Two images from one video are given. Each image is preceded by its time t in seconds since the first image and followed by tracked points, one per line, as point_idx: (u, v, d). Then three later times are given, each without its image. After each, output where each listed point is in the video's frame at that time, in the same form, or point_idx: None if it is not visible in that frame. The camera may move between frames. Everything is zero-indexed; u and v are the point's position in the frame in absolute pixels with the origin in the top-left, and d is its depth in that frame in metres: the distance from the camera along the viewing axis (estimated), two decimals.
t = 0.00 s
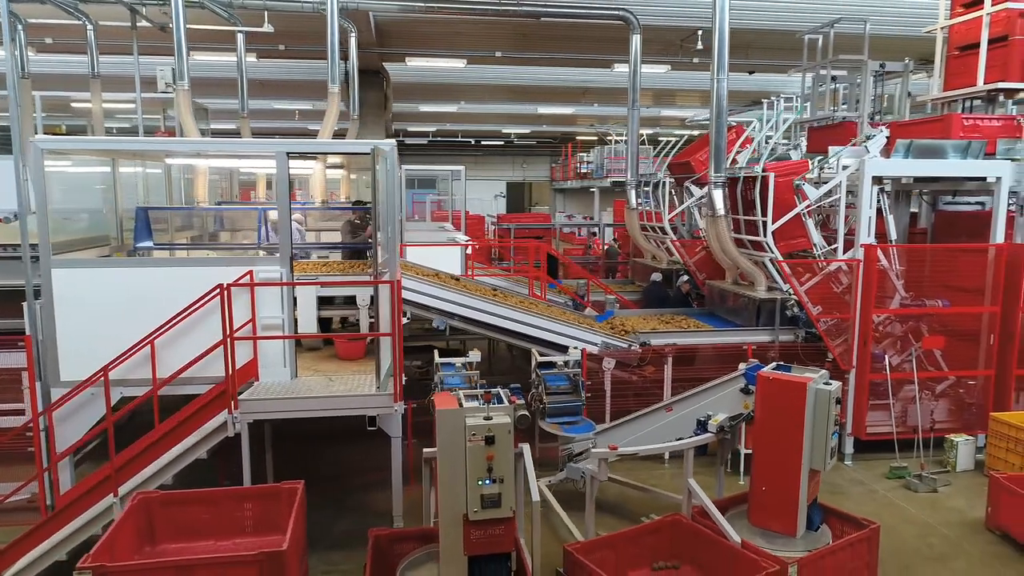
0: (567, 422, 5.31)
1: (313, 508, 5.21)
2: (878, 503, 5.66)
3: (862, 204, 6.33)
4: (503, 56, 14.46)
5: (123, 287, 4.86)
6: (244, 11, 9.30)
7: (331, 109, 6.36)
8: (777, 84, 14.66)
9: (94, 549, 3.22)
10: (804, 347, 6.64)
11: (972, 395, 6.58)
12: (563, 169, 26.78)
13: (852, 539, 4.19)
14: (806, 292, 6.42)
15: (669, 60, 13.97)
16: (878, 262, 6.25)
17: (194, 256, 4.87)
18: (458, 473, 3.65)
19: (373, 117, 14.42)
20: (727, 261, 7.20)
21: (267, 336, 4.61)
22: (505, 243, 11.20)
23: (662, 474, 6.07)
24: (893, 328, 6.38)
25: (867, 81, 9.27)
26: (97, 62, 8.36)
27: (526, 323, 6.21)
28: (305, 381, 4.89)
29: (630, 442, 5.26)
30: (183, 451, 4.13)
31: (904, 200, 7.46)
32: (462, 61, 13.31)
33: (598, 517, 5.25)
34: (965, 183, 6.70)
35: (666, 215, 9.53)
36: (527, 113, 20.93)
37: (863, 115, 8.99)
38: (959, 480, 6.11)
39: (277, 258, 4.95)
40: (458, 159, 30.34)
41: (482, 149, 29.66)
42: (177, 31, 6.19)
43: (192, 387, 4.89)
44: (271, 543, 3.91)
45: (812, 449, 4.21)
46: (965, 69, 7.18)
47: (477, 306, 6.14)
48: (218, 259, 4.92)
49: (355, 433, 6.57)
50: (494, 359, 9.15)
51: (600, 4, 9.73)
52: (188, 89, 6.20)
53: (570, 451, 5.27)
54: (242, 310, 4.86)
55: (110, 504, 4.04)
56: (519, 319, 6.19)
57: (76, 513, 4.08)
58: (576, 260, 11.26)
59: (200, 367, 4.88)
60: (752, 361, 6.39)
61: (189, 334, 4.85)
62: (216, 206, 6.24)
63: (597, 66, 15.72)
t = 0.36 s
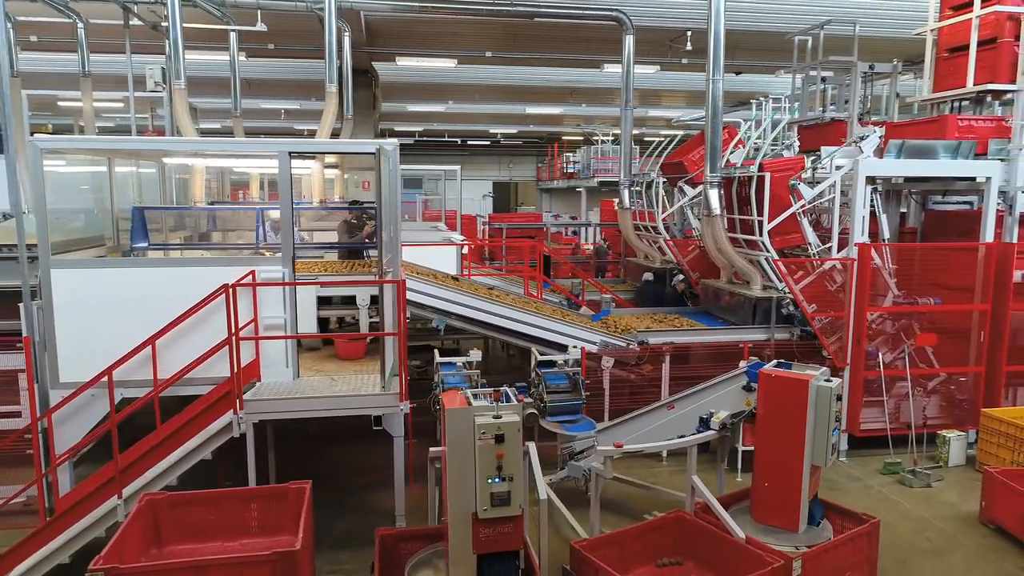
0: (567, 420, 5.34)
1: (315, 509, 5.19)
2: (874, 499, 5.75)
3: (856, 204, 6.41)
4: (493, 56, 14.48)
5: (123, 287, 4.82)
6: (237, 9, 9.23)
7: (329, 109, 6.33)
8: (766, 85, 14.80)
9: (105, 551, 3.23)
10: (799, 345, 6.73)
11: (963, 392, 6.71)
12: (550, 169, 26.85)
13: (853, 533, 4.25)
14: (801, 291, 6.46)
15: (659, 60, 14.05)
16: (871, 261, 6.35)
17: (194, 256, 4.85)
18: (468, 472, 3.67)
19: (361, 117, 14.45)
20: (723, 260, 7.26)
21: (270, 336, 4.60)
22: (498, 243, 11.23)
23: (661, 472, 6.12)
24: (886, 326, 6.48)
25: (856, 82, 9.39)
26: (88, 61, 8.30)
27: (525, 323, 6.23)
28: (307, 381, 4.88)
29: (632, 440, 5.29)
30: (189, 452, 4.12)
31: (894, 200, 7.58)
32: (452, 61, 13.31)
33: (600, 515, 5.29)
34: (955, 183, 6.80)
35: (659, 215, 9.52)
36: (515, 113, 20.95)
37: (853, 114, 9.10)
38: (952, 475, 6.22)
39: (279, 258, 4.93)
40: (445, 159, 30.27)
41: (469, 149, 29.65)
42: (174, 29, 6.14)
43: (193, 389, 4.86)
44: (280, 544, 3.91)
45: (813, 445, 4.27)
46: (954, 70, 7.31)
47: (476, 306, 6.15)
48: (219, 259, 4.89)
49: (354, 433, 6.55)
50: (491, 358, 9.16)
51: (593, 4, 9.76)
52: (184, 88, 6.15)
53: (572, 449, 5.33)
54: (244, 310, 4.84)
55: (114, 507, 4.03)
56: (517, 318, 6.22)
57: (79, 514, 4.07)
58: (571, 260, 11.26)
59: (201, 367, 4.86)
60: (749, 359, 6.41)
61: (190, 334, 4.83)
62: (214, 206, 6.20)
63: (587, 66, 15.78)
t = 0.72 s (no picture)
0: (569, 419, 5.35)
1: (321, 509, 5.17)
2: (875, 495, 5.81)
3: (855, 202, 6.47)
4: (487, 56, 14.50)
5: (126, 286, 4.79)
6: (234, 8, 9.18)
7: (331, 108, 6.33)
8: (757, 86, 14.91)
9: (121, 552, 3.23)
10: (799, 343, 6.80)
11: (959, 388, 6.81)
12: (540, 168, 26.90)
13: (859, 529, 4.32)
14: (801, 289, 6.53)
15: (652, 61, 14.12)
16: (870, 260, 6.41)
17: (196, 256, 4.81)
18: (481, 470, 3.68)
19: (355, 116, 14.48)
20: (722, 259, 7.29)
21: (277, 336, 4.58)
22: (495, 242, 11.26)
23: (664, 470, 6.15)
24: (885, 325, 6.55)
25: (850, 83, 9.48)
26: (83, 59, 8.24)
27: (528, 322, 6.24)
28: (314, 381, 4.87)
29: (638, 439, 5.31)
30: (198, 452, 4.13)
31: (890, 199, 7.66)
32: (446, 61, 13.32)
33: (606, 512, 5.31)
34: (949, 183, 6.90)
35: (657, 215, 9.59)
36: (506, 113, 20.96)
37: (847, 115, 9.18)
38: (950, 471, 6.31)
39: (285, 258, 4.91)
40: (434, 158, 30.24)
41: (458, 149, 29.64)
42: (174, 27, 6.09)
43: (199, 389, 4.83)
44: (292, 544, 3.90)
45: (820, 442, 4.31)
46: (949, 71, 7.42)
47: (480, 305, 6.16)
48: (223, 259, 4.86)
49: (356, 433, 6.54)
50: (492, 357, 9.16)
51: (590, 5, 9.78)
52: (185, 86, 6.11)
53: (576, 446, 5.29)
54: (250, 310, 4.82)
55: (123, 507, 4.03)
56: (520, 318, 6.23)
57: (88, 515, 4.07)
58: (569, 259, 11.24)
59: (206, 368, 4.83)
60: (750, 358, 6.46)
61: (195, 335, 4.80)
62: (216, 205, 6.15)
63: (580, 66, 15.83)
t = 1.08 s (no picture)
0: (579, 418, 5.36)
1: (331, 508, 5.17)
2: (882, 492, 5.86)
3: (861, 202, 6.50)
4: (486, 55, 14.51)
5: (137, 287, 4.78)
6: (236, 7, 9.14)
7: (338, 107, 6.34)
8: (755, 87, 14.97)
9: (142, 552, 3.22)
10: (804, 341, 6.82)
11: (962, 386, 6.86)
12: (535, 168, 26.94)
13: (872, 525, 4.36)
14: (807, 288, 6.53)
15: (650, 61, 14.17)
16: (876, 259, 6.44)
17: (203, 255, 4.80)
18: (500, 469, 3.68)
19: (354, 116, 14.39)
20: (728, 259, 7.31)
21: (290, 335, 4.58)
22: (496, 241, 11.25)
23: (671, 468, 6.18)
24: (889, 323, 6.60)
25: (850, 83, 9.53)
26: (86, 59, 8.21)
27: (535, 321, 6.25)
28: (326, 381, 4.86)
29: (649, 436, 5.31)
30: (214, 452, 4.13)
31: (893, 199, 7.71)
32: (446, 61, 13.33)
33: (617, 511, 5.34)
34: (952, 183, 6.98)
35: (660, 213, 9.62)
36: (502, 113, 20.97)
37: (848, 115, 9.23)
38: (954, 468, 6.36)
39: (297, 257, 4.90)
40: (429, 158, 30.23)
41: (453, 149, 29.64)
42: (181, 26, 6.06)
43: (210, 389, 4.82)
44: (310, 544, 3.90)
45: (832, 440, 4.33)
46: (950, 72, 7.48)
47: (488, 305, 6.17)
48: (231, 258, 4.85)
49: (362, 433, 6.53)
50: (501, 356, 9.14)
51: (593, 5, 9.80)
52: (193, 86, 6.10)
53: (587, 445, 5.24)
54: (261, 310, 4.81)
55: (139, 507, 4.02)
56: (529, 317, 6.24)
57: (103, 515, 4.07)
58: (571, 259, 11.21)
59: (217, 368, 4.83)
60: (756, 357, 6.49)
61: (206, 335, 4.80)
62: (223, 205, 6.12)
63: (579, 67, 15.86)
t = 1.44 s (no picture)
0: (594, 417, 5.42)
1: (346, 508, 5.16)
2: (893, 490, 5.89)
3: (871, 201, 6.53)
4: (488, 55, 14.51)
5: (154, 287, 4.77)
6: (243, 6, 9.12)
7: (350, 107, 6.35)
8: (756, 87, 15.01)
9: (170, 552, 3.22)
10: (814, 340, 6.84)
11: (971, 385, 6.89)
12: (533, 168, 26.95)
13: (888, 524, 4.39)
14: (817, 287, 6.62)
15: (652, 62, 14.20)
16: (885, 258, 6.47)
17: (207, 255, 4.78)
18: (523, 467, 3.69)
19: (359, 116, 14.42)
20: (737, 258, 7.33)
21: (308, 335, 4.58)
22: (499, 241, 11.21)
23: (683, 467, 6.19)
24: (899, 322, 6.63)
25: (855, 84, 9.56)
26: (93, 58, 8.20)
27: (547, 320, 6.25)
28: (343, 380, 4.86)
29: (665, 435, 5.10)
30: (234, 451, 4.14)
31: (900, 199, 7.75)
32: (449, 61, 13.33)
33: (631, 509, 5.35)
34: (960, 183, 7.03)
35: (666, 212, 9.64)
36: (502, 114, 20.97)
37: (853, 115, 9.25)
38: (964, 466, 6.40)
39: (314, 257, 4.89)
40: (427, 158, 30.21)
41: (451, 149, 29.62)
42: (193, 26, 6.05)
43: (227, 389, 4.82)
44: (332, 543, 3.91)
45: (849, 438, 4.35)
46: (957, 72, 7.52)
47: (500, 304, 6.17)
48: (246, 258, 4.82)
49: (374, 433, 6.52)
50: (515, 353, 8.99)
51: (598, 5, 9.81)
52: (204, 85, 6.07)
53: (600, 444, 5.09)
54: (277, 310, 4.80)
55: (159, 507, 4.02)
56: (541, 317, 6.25)
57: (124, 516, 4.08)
58: (575, 258, 11.22)
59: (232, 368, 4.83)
60: (767, 356, 6.50)
61: (221, 335, 4.79)
62: (235, 204, 6.10)
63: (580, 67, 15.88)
